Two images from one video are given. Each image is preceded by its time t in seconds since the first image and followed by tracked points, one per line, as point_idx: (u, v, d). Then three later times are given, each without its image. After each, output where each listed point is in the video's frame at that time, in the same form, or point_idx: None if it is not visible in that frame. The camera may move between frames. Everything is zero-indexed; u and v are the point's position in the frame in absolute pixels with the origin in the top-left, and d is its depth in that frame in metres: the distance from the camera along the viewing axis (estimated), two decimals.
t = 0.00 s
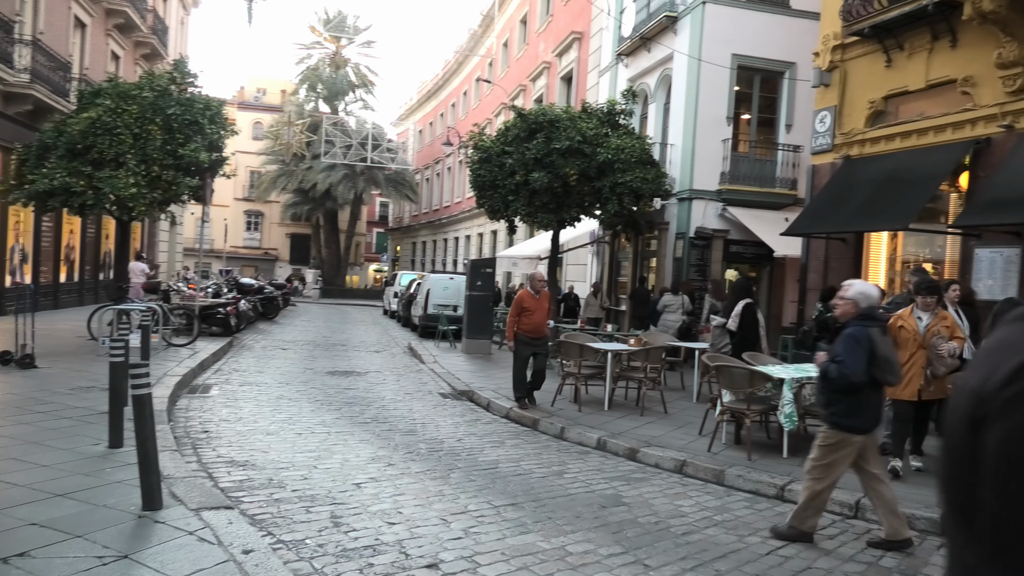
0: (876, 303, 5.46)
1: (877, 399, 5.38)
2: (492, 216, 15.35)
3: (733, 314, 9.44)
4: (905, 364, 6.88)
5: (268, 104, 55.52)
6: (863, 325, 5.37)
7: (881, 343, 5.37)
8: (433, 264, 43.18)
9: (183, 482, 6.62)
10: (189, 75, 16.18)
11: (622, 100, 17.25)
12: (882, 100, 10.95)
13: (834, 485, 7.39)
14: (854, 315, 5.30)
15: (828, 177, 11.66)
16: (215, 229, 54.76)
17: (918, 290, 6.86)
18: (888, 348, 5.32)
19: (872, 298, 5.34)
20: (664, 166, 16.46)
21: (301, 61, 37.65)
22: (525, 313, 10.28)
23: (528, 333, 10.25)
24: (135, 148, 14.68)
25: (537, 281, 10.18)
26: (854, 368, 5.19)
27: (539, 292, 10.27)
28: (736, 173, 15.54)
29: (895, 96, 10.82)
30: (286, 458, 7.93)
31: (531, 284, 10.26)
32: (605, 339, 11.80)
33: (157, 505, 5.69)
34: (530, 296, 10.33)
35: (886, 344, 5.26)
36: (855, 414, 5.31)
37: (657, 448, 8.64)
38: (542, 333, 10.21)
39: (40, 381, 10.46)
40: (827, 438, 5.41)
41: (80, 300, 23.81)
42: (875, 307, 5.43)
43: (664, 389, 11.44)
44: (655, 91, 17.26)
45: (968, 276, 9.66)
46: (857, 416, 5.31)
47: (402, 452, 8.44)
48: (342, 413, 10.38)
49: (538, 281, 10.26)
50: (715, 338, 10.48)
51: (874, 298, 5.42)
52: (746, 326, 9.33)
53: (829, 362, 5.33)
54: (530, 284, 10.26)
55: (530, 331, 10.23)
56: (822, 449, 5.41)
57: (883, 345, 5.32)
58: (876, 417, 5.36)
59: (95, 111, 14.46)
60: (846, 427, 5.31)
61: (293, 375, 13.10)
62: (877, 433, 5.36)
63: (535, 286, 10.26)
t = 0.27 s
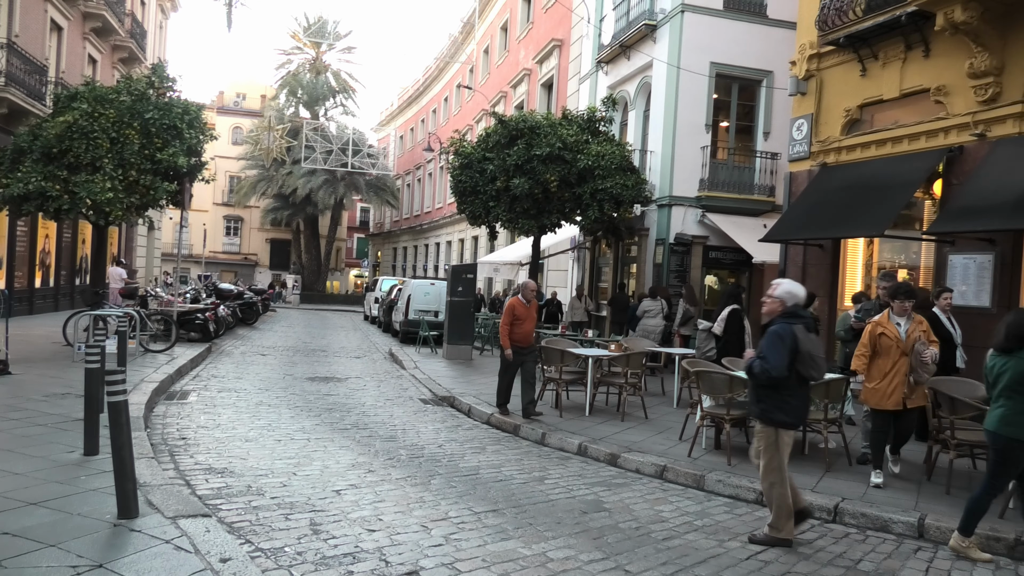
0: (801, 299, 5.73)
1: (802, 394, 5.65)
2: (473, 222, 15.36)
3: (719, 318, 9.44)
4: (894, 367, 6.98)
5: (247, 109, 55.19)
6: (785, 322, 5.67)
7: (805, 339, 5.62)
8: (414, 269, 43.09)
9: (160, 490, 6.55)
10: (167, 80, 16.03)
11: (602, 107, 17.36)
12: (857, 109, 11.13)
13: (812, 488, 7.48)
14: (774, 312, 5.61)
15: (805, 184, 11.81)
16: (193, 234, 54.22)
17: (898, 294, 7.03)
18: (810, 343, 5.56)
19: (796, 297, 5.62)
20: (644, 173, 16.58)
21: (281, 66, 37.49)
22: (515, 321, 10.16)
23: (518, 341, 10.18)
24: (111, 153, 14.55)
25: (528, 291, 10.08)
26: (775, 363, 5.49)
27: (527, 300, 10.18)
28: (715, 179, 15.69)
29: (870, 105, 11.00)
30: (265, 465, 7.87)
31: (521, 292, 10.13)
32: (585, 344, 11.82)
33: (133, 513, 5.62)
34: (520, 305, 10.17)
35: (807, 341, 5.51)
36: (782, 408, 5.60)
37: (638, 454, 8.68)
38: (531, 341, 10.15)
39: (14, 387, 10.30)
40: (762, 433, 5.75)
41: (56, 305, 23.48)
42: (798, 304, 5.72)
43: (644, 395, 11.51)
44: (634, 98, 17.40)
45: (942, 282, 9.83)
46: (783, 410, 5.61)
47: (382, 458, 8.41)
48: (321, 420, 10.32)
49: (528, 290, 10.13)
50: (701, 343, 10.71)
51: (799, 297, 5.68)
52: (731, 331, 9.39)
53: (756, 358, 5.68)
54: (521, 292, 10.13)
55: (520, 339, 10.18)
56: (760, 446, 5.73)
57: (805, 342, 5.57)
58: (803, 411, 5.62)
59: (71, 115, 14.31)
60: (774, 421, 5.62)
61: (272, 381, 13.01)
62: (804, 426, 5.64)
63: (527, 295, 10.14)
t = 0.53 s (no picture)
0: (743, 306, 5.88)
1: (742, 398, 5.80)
2: (459, 228, 15.38)
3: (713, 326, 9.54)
4: (895, 376, 6.80)
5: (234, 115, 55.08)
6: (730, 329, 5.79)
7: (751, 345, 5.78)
8: (400, 275, 43.02)
9: (145, 496, 6.52)
10: (154, 87, 16.00)
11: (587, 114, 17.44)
12: (840, 116, 11.22)
13: (798, 495, 7.55)
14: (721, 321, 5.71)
15: (789, 191, 11.89)
16: (180, 239, 53.97)
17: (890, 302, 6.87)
18: (757, 348, 5.72)
19: (741, 305, 5.76)
20: (629, 180, 16.65)
21: (268, 73, 37.44)
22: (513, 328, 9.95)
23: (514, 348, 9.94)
24: (99, 159, 14.49)
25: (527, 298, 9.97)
26: (727, 370, 5.59)
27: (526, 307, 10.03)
28: (699, 186, 15.78)
29: (853, 112, 11.09)
30: (251, 471, 7.85)
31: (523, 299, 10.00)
32: (571, 351, 11.85)
33: (118, 520, 5.60)
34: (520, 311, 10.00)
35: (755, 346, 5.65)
36: (733, 413, 5.72)
37: (624, 460, 8.71)
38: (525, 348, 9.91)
39: None
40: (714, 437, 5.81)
41: (42, 311, 23.34)
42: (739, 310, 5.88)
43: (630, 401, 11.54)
44: (619, 105, 17.49)
45: (926, 288, 9.91)
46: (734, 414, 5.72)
47: (368, 464, 8.40)
48: (307, 426, 10.30)
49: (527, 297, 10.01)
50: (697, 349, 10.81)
51: (744, 305, 5.82)
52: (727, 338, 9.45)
53: (707, 365, 5.76)
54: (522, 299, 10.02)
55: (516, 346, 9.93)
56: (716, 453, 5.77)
57: (753, 347, 5.70)
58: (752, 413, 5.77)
59: (58, 122, 14.25)
60: (725, 425, 5.73)
61: (258, 387, 12.96)
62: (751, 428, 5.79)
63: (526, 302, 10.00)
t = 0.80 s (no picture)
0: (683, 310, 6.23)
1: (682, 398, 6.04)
2: (444, 235, 15.38)
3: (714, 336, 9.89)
4: (906, 390, 6.26)
5: (223, 124, 55.03)
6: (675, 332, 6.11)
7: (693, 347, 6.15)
8: (387, 283, 42.95)
9: (131, 503, 6.49)
10: (143, 97, 15.98)
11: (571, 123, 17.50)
12: (823, 124, 11.30)
13: (784, 503, 7.58)
14: (670, 324, 5.97)
15: (773, 198, 11.95)
16: (168, 247, 53.75)
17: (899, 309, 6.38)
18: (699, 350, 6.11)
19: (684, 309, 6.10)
20: (613, 188, 16.71)
21: (255, 84, 37.43)
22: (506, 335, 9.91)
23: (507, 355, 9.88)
24: (89, 168, 14.47)
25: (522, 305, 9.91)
26: (679, 370, 5.88)
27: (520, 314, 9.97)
28: (683, 194, 15.86)
29: (836, 120, 11.16)
30: (236, 479, 7.83)
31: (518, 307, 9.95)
32: (556, 358, 11.87)
33: (103, 526, 5.58)
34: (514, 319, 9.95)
35: (700, 348, 6.03)
36: (675, 413, 6.00)
37: (609, 468, 8.71)
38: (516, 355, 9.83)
39: None
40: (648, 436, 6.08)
41: (31, 318, 23.22)
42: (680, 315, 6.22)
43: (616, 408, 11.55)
44: (603, 114, 17.57)
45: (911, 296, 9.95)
46: (678, 414, 5.99)
47: (353, 472, 8.39)
48: (293, 433, 10.27)
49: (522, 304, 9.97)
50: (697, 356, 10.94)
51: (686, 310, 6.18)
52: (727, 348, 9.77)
53: (655, 367, 6.00)
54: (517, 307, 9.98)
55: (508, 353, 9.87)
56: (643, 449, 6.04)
57: (698, 350, 6.06)
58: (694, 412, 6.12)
59: (49, 131, 14.25)
60: (669, 425, 6.00)
61: (243, 395, 12.90)
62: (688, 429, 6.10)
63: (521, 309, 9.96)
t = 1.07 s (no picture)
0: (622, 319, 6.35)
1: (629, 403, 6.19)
2: (430, 243, 15.36)
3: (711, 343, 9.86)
4: (910, 400, 5.93)
5: (209, 132, 54.85)
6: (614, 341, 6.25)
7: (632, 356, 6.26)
8: (372, 290, 42.85)
9: (113, 513, 6.43)
10: (130, 105, 15.92)
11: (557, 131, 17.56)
12: (807, 133, 11.40)
13: (768, 509, 7.59)
14: (606, 334, 6.10)
15: (757, 206, 12.03)
16: (154, 255, 53.45)
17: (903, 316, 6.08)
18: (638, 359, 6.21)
19: (621, 319, 6.21)
20: (599, 195, 16.77)
21: (242, 92, 37.36)
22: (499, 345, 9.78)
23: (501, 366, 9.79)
24: (74, 176, 14.39)
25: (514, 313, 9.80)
26: (613, 380, 6.03)
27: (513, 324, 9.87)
28: (668, 202, 15.94)
29: (819, 128, 11.26)
30: (221, 487, 7.77)
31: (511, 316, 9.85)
32: (540, 365, 11.86)
33: (85, 536, 5.52)
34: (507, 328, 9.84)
35: (637, 357, 6.14)
36: (612, 421, 6.15)
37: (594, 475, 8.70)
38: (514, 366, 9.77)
39: None
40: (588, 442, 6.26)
41: (14, 327, 23.00)
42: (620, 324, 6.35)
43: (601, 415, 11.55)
44: (589, 122, 17.65)
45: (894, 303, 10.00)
46: (614, 420, 6.14)
47: (337, 480, 8.34)
48: (277, 441, 10.21)
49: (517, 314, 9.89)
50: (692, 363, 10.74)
51: (623, 317, 6.29)
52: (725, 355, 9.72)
53: (592, 376, 6.15)
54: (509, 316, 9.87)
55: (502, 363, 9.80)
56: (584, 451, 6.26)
57: (634, 358, 6.18)
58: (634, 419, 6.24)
59: (35, 139, 14.15)
60: (605, 432, 6.15)
61: (227, 403, 12.82)
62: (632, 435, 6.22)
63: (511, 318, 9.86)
